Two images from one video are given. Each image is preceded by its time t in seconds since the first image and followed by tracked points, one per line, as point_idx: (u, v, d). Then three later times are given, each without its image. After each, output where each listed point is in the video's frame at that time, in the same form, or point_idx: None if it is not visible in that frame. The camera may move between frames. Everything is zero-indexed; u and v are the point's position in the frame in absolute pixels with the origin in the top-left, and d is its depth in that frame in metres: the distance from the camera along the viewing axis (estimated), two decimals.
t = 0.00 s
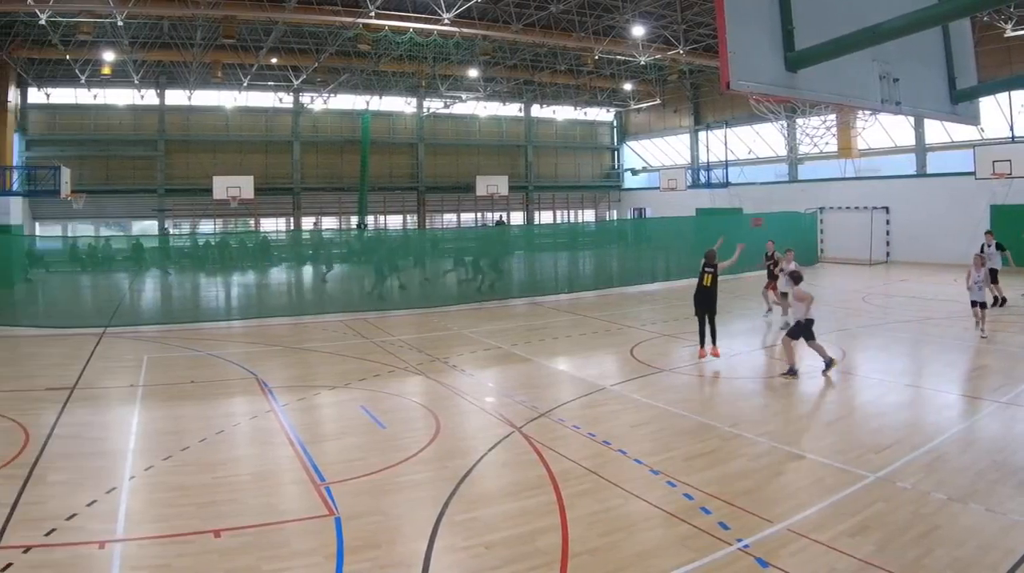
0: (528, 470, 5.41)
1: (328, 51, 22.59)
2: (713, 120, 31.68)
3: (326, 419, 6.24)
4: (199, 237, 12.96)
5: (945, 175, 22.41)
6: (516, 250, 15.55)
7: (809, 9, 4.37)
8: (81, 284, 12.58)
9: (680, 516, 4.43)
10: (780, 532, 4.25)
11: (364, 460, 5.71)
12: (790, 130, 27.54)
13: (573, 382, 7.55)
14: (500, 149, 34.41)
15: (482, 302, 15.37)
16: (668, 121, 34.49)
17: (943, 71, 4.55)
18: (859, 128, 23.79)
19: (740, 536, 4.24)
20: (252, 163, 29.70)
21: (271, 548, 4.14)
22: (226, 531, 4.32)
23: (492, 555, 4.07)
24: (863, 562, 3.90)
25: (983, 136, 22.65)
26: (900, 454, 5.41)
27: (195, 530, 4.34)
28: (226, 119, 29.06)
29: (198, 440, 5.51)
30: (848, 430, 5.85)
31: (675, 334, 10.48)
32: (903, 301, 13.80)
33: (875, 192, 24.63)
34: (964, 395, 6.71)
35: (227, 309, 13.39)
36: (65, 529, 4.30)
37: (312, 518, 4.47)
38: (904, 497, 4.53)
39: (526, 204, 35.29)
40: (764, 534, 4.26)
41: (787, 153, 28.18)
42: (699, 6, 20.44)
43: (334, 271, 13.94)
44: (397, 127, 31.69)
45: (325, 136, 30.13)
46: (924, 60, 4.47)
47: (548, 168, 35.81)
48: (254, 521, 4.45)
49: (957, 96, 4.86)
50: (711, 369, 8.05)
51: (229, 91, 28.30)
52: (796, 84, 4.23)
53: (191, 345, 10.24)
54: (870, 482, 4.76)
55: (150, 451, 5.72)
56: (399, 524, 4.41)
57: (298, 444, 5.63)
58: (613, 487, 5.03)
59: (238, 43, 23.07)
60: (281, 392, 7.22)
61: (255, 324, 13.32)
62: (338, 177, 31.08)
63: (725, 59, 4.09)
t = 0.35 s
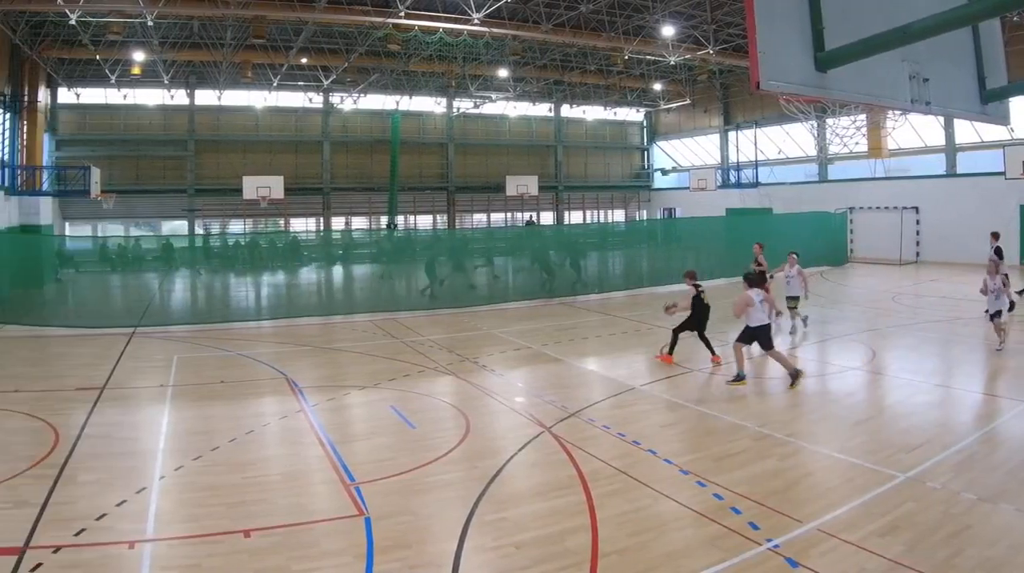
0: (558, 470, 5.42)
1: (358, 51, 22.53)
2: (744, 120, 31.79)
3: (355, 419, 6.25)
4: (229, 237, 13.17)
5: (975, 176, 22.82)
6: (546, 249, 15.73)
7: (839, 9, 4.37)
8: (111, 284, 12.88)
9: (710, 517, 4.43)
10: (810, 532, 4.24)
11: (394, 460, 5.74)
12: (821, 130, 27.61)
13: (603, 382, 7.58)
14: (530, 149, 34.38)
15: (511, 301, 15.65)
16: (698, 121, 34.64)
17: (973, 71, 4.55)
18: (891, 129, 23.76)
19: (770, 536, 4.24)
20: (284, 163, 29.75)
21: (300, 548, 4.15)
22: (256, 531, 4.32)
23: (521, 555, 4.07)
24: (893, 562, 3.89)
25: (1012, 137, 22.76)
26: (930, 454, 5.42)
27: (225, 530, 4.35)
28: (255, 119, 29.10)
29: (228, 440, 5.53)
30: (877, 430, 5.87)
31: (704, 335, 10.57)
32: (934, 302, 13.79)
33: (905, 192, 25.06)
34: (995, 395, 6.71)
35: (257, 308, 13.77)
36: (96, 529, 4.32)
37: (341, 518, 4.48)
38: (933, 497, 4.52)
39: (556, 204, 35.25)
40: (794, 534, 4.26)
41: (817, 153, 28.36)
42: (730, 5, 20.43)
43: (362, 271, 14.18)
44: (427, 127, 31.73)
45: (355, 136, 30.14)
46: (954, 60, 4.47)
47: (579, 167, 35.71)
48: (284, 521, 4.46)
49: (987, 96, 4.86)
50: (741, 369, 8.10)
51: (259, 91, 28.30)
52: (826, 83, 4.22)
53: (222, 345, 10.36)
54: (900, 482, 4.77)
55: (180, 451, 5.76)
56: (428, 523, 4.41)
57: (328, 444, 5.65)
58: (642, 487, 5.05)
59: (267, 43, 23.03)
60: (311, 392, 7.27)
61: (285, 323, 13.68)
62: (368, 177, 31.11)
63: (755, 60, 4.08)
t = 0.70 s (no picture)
0: (589, 470, 5.43)
1: (389, 51, 22.53)
2: (775, 120, 32.00)
3: (386, 419, 6.30)
4: (262, 237, 13.59)
5: (1006, 175, 22.78)
6: (578, 249, 15.89)
7: (870, 9, 4.38)
8: (142, 285, 13.25)
9: (741, 517, 4.44)
10: (841, 532, 4.25)
11: (426, 460, 5.78)
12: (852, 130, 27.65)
13: (634, 382, 7.64)
14: (562, 149, 34.42)
15: (542, 302, 15.81)
16: (729, 121, 34.84)
17: (1003, 71, 4.55)
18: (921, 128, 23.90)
19: (801, 536, 4.24)
20: (316, 164, 29.83)
21: (332, 548, 4.16)
22: (288, 531, 4.34)
23: (552, 554, 4.08)
24: (925, 562, 3.89)
25: None
26: (963, 454, 5.42)
27: (257, 530, 4.36)
28: (287, 119, 29.16)
29: (257, 442, 5.53)
30: (909, 430, 5.88)
31: (734, 333, 10.86)
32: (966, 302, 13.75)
33: (937, 192, 25.03)
34: None
35: (288, 309, 13.93)
36: (127, 530, 4.35)
37: (372, 519, 4.49)
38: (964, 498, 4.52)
39: (587, 204, 35.29)
40: (825, 534, 4.26)
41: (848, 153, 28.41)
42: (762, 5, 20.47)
43: (394, 270, 14.51)
44: (458, 127, 31.80)
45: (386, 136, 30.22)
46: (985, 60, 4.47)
47: (610, 168, 35.79)
48: (314, 521, 4.46)
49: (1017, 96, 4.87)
50: (773, 369, 8.13)
51: (290, 91, 28.40)
52: (857, 83, 4.22)
53: (253, 345, 10.53)
54: (931, 482, 4.77)
55: (211, 451, 5.79)
56: (458, 523, 4.42)
57: (359, 443, 5.68)
58: (672, 487, 5.06)
59: (299, 43, 23.04)
60: (342, 392, 7.32)
61: (316, 323, 13.86)
62: (399, 178, 31.17)
63: (787, 60, 4.10)
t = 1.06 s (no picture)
0: (618, 470, 5.45)
1: (419, 51, 22.56)
2: (804, 120, 32.12)
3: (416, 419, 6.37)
4: (291, 236, 13.69)
5: None
6: (609, 250, 15.77)
7: (900, 8, 4.37)
8: (171, 284, 13.38)
9: (771, 516, 4.44)
10: (871, 532, 4.24)
11: (456, 460, 5.81)
12: (881, 130, 27.66)
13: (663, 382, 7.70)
14: (591, 149, 34.48)
15: (572, 302, 15.85)
16: (759, 121, 34.75)
17: None
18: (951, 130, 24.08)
19: (830, 536, 4.24)
20: (346, 164, 29.99)
21: (361, 548, 4.16)
22: (317, 531, 4.34)
23: (581, 554, 4.08)
24: (954, 562, 3.89)
25: None
26: (994, 455, 5.43)
27: (286, 529, 4.38)
28: (316, 119, 29.30)
29: (284, 444, 5.53)
30: (938, 430, 5.89)
31: (763, 334, 10.94)
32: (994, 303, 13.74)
33: (968, 192, 25.27)
34: None
35: (318, 308, 14.09)
36: (156, 530, 4.37)
37: (402, 518, 4.50)
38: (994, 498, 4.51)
39: (617, 204, 35.40)
40: (855, 534, 4.25)
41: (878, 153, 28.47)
42: (792, 5, 20.48)
43: (424, 270, 14.59)
44: (488, 127, 31.91)
45: (415, 136, 30.35)
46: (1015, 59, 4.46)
47: (640, 168, 35.81)
48: (344, 521, 4.48)
49: None
50: (801, 369, 8.16)
51: (320, 91, 28.58)
52: (886, 83, 4.22)
53: (283, 345, 10.60)
54: (960, 482, 4.77)
55: (242, 451, 5.82)
56: (487, 523, 4.43)
57: (388, 442, 5.70)
58: (700, 487, 5.06)
59: (328, 43, 23.08)
60: (371, 392, 7.37)
61: (346, 323, 13.97)
62: (429, 178, 31.31)
63: (816, 60, 4.10)
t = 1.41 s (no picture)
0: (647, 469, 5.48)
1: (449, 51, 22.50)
2: (834, 120, 32.16)
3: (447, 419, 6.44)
4: (320, 236, 13.69)
5: None
6: (638, 250, 16.07)
7: (930, 7, 4.36)
8: (202, 284, 13.42)
9: (801, 516, 4.45)
10: (901, 532, 4.25)
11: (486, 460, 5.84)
12: (910, 130, 27.86)
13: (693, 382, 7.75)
14: (621, 149, 34.58)
15: (603, 301, 15.92)
16: (790, 122, 34.63)
17: None
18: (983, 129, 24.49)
19: (860, 536, 4.24)
20: (377, 165, 30.20)
21: (391, 548, 4.18)
22: (348, 531, 4.37)
23: (611, 554, 4.10)
24: (985, 562, 3.89)
25: None
26: None
27: (317, 530, 4.40)
28: (346, 119, 29.48)
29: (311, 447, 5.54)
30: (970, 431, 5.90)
31: (795, 333, 10.99)
32: None
33: (998, 192, 25.12)
34: None
35: (350, 308, 14.20)
36: (186, 530, 4.40)
37: (432, 518, 4.52)
38: None
39: (647, 204, 35.50)
40: (886, 534, 4.25)
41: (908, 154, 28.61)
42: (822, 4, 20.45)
43: (453, 270, 14.56)
44: (518, 127, 32.02)
45: (446, 135, 30.48)
46: None
47: (670, 168, 35.92)
48: (375, 521, 4.50)
49: None
50: (831, 369, 8.20)
51: (350, 91, 28.73)
52: (916, 83, 4.21)
53: (312, 345, 10.66)
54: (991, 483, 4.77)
55: (272, 451, 5.85)
56: (516, 522, 4.45)
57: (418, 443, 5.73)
58: (730, 487, 5.08)
59: (359, 43, 23.08)
60: (401, 392, 7.45)
61: (376, 323, 14.07)
62: (459, 177, 31.45)
63: (847, 60, 4.09)
